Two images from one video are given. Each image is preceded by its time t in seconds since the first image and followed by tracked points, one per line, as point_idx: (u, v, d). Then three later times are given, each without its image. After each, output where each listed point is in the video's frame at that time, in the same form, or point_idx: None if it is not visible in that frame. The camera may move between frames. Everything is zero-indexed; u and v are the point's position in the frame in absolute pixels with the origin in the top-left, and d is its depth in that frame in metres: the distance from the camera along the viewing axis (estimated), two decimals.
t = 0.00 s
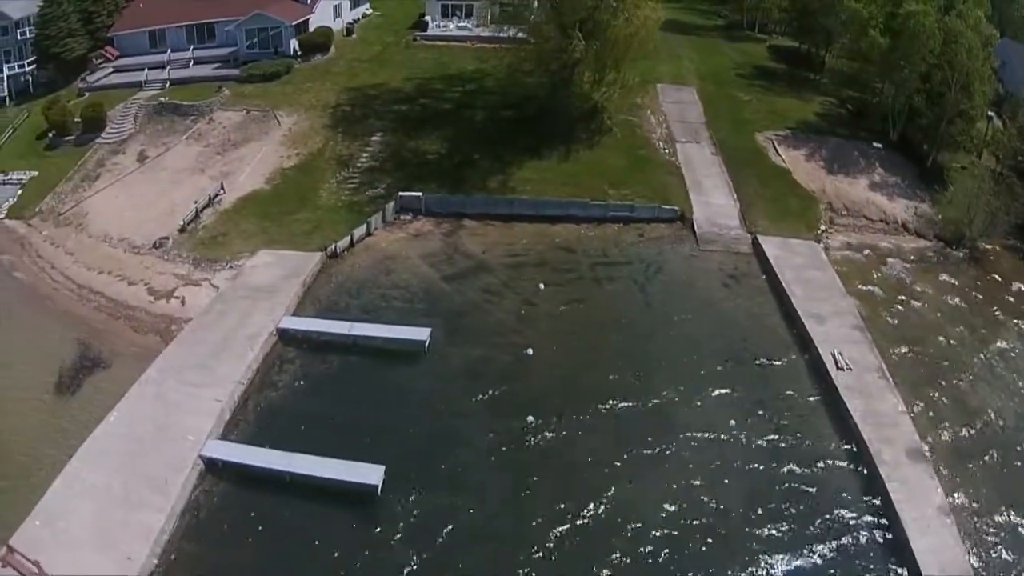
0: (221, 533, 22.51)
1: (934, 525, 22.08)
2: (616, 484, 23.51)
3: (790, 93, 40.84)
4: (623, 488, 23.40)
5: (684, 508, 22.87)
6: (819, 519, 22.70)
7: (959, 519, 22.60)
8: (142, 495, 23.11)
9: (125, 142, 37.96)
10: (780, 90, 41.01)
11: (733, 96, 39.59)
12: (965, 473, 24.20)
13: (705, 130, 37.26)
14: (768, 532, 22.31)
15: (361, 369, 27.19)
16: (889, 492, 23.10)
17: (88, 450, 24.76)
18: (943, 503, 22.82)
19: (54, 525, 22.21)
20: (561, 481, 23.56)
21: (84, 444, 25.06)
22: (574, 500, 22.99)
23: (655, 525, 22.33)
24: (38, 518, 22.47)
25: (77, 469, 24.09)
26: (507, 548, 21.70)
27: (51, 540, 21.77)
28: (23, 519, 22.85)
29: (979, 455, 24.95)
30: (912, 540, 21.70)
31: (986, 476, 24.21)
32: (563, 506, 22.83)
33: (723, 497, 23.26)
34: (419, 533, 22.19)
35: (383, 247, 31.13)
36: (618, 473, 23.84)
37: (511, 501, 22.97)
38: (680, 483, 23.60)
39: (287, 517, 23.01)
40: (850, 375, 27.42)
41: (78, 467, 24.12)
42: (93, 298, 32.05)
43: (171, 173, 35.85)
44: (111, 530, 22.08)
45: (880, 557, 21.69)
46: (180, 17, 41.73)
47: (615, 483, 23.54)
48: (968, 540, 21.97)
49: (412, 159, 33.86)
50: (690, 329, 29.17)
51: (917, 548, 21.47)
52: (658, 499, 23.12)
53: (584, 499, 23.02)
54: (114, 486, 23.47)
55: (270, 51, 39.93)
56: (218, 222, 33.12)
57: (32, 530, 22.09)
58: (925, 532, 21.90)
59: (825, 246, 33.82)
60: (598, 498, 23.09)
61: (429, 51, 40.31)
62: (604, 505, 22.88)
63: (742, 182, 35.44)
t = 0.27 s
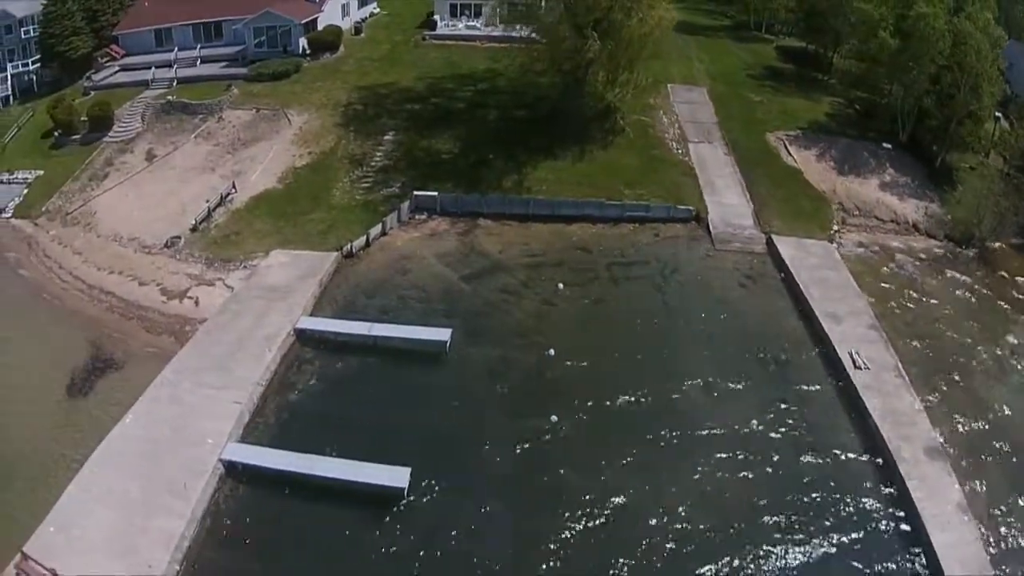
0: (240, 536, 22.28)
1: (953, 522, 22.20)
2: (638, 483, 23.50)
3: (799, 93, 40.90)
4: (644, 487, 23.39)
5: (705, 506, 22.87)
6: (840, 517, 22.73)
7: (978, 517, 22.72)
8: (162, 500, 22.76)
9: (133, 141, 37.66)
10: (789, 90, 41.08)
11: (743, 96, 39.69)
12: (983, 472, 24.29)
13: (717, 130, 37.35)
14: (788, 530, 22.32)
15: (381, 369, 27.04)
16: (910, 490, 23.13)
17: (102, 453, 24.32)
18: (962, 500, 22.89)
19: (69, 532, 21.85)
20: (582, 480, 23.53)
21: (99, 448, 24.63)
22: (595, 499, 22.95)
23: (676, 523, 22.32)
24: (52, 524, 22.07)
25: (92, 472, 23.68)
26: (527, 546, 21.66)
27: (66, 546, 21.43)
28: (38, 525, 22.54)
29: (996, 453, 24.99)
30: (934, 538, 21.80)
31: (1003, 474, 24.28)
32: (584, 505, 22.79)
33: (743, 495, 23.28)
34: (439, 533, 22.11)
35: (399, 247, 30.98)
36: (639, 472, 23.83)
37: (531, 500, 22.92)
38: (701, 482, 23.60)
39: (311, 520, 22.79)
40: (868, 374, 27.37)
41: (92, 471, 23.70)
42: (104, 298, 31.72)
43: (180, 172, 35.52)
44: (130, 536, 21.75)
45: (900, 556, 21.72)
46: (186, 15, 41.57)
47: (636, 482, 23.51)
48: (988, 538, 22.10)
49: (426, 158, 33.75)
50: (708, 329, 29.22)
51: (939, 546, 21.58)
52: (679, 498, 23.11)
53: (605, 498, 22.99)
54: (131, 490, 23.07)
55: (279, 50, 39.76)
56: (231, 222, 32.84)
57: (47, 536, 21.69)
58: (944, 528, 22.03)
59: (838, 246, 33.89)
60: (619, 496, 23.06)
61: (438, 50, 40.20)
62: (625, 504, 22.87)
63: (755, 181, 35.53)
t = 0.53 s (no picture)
0: (259, 540, 22.03)
1: (971, 517, 22.12)
2: (656, 480, 23.50)
3: (809, 95, 41.06)
4: (663, 484, 23.39)
5: (722, 502, 22.87)
6: (857, 512, 22.74)
7: (996, 513, 22.61)
8: (183, 505, 22.54)
9: (142, 140, 37.41)
10: (799, 92, 41.22)
11: (754, 98, 39.95)
12: (1001, 470, 24.17)
13: (729, 131, 37.59)
14: (806, 524, 22.32)
15: (403, 370, 26.90)
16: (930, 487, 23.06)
17: (120, 458, 24.06)
18: (979, 497, 22.82)
19: (86, 538, 21.55)
20: (601, 478, 23.51)
21: (115, 452, 24.34)
22: (613, 497, 22.97)
23: (693, 520, 22.32)
24: (68, 531, 21.75)
25: (109, 478, 23.40)
26: (545, 543, 21.63)
27: (85, 553, 21.11)
28: (54, 531, 22.27)
29: (1015, 452, 24.90)
30: (954, 533, 21.71)
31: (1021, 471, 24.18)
32: (603, 502, 22.79)
33: (761, 490, 23.28)
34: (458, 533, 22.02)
35: (416, 247, 30.84)
36: (658, 470, 23.83)
37: (550, 498, 22.88)
38: (718, 478, 23.59)
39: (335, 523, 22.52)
40: (885, 373, 27.33)
41: (109, 477, 23.42)
42: (117, 299, 31.41)
43: (191, 172, 35.37)
44: (151, 541, 21.51)
45: (919, 549, 21.69)
46: (193, 14, 41.45)
47: (655, 480, 23.50)
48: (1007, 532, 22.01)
49: (441, 159, 33.66)
50: (728, 329, 29.27)
51: (958, 540, 21.50)
52: (698, 494, 23.08)
53: (624, 497, 22.97)
54: (150, 495, 22.82)
55: (289, 49, 39.69)
56: (244, 222, 32.52)
57: (62, 543, 21.39)
58: (963, 523, 21.96)
59: (852, 246, 33.97)
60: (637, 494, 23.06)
61: (450, 50, 40.09)
62: (643, 501, 22.87)
63: (769, 182, 35.75)
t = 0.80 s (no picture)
0: (283, 545, 21.86)
1: (988, 515, 22.21)
2: (677, 478, 23.51)
3: (819, 97, 41.23)
4: (684, 482, 23.39)
5: (743, 500, 22.88)
6: (877, 510, 22.80)
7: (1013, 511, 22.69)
8: (207, 511, 22.31)
9: (152, 139, 37.11)
10: (809, 93, 41.34)
11: (765, 99, 40.14)
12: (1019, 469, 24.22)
13: (742, 132, 37.76)
14: (826, 521, 22.36)
15: (426, 371, 26.81)
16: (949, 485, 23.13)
17: (139, 463, 23.80)
18: (998, 495, 22.89)
19: (105, 544, 21.28)
20: (622, 477, 23.49)
21: (133, 457, 24.07)
22: (636, 495, 22.96)
23: (714, 518, 22.32)
24: (87, 537, 21.50)
25: (129, 483, 23.14)
26: (566, 539, 21.65)
27: (103, 560, 20.87)
28: (74, 536, 21.92)
29: None
30: (973, 530, 21.80)
31: None
32: (624, 501, 22.78)
33: (781, 488, 23.30)
34: (482, 533, 21.95)
35: (434, 248, 30.75)
36: (679, 468, 23.82)
37: (573, 496, 22.87)
38: (740, 476, 23.60)
39: (363, 527, 22.39)
40: (902, 373, 27.37)
41: (129, 482, 23.15)
42: (131, 301, 31.05)
43: (203, 172, 35.09)
44: (173, 547, 21.27)
45: (939, 547, 21.75)
46: (201, 13, 41.21)
47: (676, 478, 23.50)
48: None
49: (457, 159, 33.64)
50: (748, 330, 29.30)
51: (978, 538, 21.59)
52: (719, 492, 23.11)
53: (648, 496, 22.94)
54: (172, 501, 22.59)
55: (299, 49, 39.56)
56: (259, 223, 32.26)
57: (81, 550, 21.11)
58: (981, 521, 22.04)
59: (865, 247, 34.05)
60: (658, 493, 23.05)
61: (462, 50, 39.98)
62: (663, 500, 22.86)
63: (783, 183, 35.89)
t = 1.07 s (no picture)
0: (305, 549, 21.59)
1: (1006, 512, 22.14)
2: (699, 479, 23.42)
3: (828, 98, 41.45)
4: (707, 483, 23.31)
5: (765, 500, 22.84)
6: (897, 510, 22.78)
7: None
8: (231, 518, 21.97)
9: (162, 139, 36.78)
10: (818, 95, 41.60)
11: (776, 101, 40.40)
12: None
13: (755, 134, 37.98)
14: (846, 521, 22.32)
15: (449, 373, 26.70)
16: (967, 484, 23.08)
17: (158, 469, 23.36)
18: (1015, 493, 22.82)
19: (126, 552, 20.87)
20: (642, 477, 23.45)
21: (151, 464, 23.62)
22: (660, 496, 22.90)
23: (736, 519, 22.26)
24: (107, 546, 21.05)
25: (149, 490, 22.70)
26: (586, 538, 21.63)
27: (125, 569, 20.44)
28: (95, 543, 21.54)
29: None
30: (992, 528, 21.74)
31: None
32: (646, 502, 22.69)
33: (802, 489, 23.25)
34: (504, 534, 21.83)
35: (452, 249, 30.70)
36: (703, 470, 23.71)
37: (593, 496, 22.83)
38: (759, 475, 23.58)
39: (387, 531, 22.11)
40: (919, 374, 27.32)
41: (148, 488, 22.70)
42: (144, 303, 30.69)
43: (214, 172, 34.77)
44: (197, 554, 20.97)
45: (957, 548, 21.70)
46: (209, 12, 40.94)
47: (697, 479, 23.42)
48: None
49: (474, 159, 33.69)
50: (767, 331, 29.28)
51: (996, 535, 21.53)
52: (739, 491, 23.10)
53: (675, 496, 22.89)
54: (194, 507, 22.19)
55: (309, 48, 39.44)
56: (273, 223, 32.00)
57: (101, 559, 20.66)
58: (999, 519, 21.97)
59: (878, 249, 34.14)
60: (681, 494, 22.98)
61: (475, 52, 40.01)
62: (683, 500, 22.79)
63: (796, 185, 35.98)
